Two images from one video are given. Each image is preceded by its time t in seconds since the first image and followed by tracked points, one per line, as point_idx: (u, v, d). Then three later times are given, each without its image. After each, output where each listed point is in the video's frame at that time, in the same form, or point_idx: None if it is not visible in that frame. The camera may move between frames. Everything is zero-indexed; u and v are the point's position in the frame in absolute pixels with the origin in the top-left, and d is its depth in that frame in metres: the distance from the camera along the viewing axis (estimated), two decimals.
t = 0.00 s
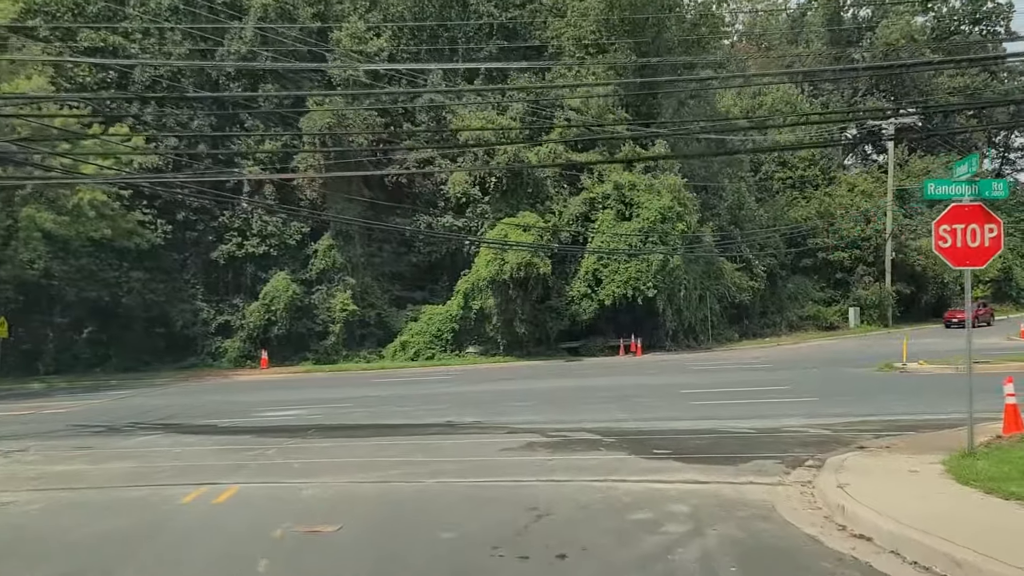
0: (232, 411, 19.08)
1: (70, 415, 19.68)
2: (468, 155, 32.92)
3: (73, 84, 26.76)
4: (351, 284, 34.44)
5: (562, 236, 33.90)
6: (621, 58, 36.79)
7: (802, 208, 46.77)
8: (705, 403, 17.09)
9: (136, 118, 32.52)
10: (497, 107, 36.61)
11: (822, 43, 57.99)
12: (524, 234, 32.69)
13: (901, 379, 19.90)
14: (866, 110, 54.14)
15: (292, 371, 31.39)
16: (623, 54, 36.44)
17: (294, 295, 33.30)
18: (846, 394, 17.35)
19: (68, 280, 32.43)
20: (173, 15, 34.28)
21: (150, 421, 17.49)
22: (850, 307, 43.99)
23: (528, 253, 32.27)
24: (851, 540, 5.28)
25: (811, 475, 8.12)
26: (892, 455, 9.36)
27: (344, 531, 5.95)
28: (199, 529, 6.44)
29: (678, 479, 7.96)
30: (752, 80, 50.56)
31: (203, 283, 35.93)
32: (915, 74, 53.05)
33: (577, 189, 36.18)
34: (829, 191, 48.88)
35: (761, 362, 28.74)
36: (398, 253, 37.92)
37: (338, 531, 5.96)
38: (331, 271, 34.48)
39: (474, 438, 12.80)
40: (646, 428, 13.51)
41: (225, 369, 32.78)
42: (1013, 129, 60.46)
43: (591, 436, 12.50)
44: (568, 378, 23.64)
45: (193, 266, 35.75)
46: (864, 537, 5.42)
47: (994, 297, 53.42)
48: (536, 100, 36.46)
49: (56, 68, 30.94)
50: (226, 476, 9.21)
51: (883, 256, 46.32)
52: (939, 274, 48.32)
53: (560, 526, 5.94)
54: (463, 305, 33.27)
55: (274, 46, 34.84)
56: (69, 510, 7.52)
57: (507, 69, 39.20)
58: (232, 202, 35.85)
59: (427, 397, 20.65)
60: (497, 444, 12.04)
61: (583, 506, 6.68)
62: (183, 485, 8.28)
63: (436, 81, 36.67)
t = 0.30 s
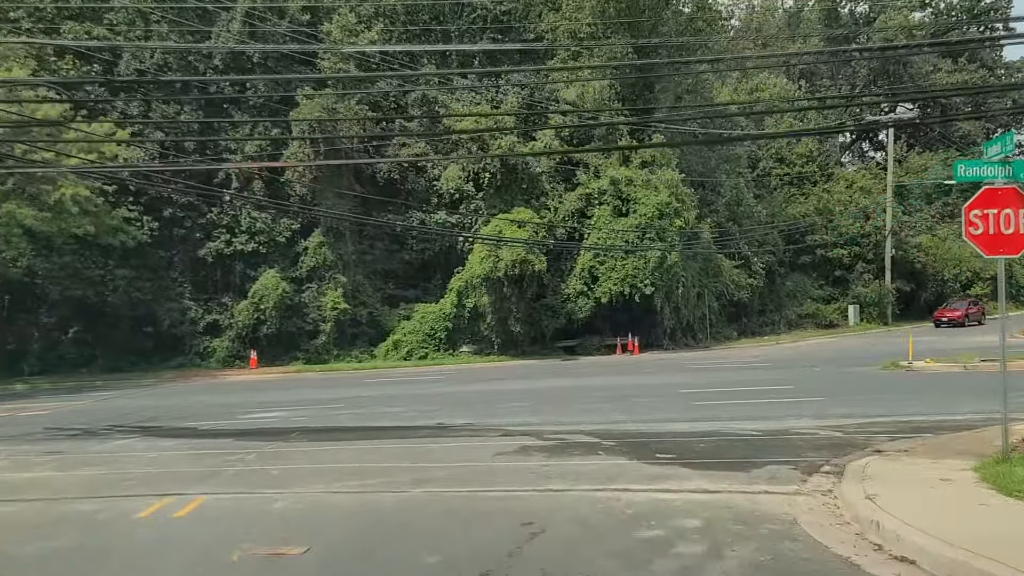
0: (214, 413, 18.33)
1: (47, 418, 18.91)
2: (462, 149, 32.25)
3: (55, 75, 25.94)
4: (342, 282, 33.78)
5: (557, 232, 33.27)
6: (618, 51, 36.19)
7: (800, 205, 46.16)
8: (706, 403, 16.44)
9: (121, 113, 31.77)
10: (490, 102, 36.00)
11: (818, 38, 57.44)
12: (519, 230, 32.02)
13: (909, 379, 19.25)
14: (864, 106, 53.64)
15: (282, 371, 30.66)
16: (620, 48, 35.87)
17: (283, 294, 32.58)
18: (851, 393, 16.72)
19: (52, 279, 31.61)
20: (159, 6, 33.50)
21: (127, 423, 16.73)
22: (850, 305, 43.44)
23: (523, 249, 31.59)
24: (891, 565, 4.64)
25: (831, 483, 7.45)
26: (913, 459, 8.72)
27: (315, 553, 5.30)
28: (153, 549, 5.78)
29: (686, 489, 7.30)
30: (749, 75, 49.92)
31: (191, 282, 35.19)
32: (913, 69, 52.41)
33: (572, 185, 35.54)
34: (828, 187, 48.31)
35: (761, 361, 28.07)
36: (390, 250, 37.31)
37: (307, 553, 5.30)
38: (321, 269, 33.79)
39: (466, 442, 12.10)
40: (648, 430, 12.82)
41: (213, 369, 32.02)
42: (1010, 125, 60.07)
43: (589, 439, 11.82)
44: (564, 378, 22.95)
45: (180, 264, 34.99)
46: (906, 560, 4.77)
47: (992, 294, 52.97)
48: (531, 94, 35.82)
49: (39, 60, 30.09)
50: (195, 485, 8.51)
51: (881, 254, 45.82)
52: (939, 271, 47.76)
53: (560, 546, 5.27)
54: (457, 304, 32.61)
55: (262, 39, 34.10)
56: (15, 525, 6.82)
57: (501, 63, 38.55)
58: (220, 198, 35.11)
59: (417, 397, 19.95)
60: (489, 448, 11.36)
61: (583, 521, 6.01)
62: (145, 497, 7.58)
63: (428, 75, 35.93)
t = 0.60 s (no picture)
0: (201, 415, 17.66)
1: (29, 420, 18.24)
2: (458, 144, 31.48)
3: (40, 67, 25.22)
4: (337, 280, 33.12)
5: (557, 229, 32.56)
6: (619, 45, 35.52)
7: (803, 202, 45.53)
8: (712, 405, 15.76)
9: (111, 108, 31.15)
10: (488, 97, 35.29)
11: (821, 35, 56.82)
12: (517, 227, 31.32)
13: (921, 379, 18.62)
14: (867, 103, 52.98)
15: (275, 372, 29.93)
16: (620, 42, 35.19)
17: (276, 293, 31.87)
18: (862, 395, 16.05)
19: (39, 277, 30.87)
20: None
21: (109, 426, 16.06)
22: (854, 304, 42.79)
23: (521, 247, 30.86)
24: None
25: (862, 494, 6.77)
26: (943, 467, 8.05)
27: None
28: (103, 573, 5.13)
29: (702, 502, 6.63)
30: (751, 71, 49.24)
31: (183, 281, 34.51)
32: (916, 65, 51.66)
33: (572, 181, 34.83)
34: (831, 184, 47.64)
35: (765, 360, 27.40)
36: (387, 249, 36.64)
37: None
38: (315, 267, 33.12)
39: (461, 446, 11.44)
40: (654, 433, 12.16)
41: (205, 369, 31.33)
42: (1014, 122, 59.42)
43: (591, 444, 11.15)
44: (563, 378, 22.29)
45: (172, 262, 34.31)
46: None
47: (996, 293, 52.30)
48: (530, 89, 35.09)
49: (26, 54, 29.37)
50: (166, 497, 7.85)
51: (886, 251, 45.15)
52: (943, 270, 47.07)
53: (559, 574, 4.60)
54: (454, 302, 31.93)
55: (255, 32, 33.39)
56: None
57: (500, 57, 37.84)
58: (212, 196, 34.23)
59: (412, 399, 19.28)
60: (484, 453, 10.68)
61: (588, 541, 5.31)
62: (106, 510, 6.91)
63: (424, 70, 35.31)
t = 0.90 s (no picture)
0: (184, 417, 16.91)
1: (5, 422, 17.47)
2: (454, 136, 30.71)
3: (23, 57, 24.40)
4: (331, 278, 32.43)
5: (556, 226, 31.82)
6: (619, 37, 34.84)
7: (806, 199, 44.84)
8: (719, 405, 15.03)
9: (99, 102, 30.40)
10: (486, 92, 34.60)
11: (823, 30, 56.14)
12: (515, 223, 30.59)
13: (934, 379, 17.93)
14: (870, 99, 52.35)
15: (267, 372, 29.17)
16: (620, 35, 34.56)
17: (268, 291, 31.13)
18: (875, 395, 15.35)
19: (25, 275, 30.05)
20: None
21: (86, 429, 15.29)
22: (857, 302, 42.12)
23: (519, 243, 30.12)
24: None
25: (898, 511, 6.06)
26: (982, 476, 7.33)
27: None
28: None
29: (721, 519, 5.91)
30: (753, 65, 48.53)
31: (174, 279, 33.75)
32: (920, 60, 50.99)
33: (571, 176, 34.14)
34: (834, 181, 46.96)
35: (769, 359, 26.70)
36: (382, 247, 35.98)
37: None
38: (309, 264, 32.41)
39: (454, 451, 10.71)
40: (660, 437, 11.45)
41: (195, 369, 30.57)
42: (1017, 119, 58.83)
43: (592, 447, 10.43)
44: (562, 378, 21.56)
45: (162, 260, 33.55)
46: None
47: (1000, 290, 51.67)
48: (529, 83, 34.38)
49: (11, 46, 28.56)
50: (126, 511, 7.11)
51: (890, 248, 44.45)
52: (948, 268, 46.44)
53: None
54: (451, 300, 31.23)
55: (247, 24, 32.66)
56: None
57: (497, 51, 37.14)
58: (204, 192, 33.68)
59: (405, 399, 18.54)
60: (479, 459, 9.94)
61: (595, 568, 4.62)
62: (54, 530, 6.17)
63: (420, 64, 34.60)
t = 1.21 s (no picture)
0: (162, 419, 16.15)
1: None
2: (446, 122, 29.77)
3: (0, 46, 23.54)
4: (321, 275, 31.70)
5: (551, 222, 31.11)
6: (615, 29, 34.15)
7: (805, 195, 44.21)
8: (723, 407, 14.34)
9: (83, 95, 29.58)
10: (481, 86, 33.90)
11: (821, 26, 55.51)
12: (510, 219, 29.87)
13: (945, 379, 17.24)
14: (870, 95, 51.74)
15: (255, 372, 28.40)
16: (616, 27, 33.91)
17: (257, 288, 30.38)
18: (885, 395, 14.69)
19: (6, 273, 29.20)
20: None
21: (57, 432, 14.50)
22: (857, 300, 41.53)
23: (514, 238, 29.39)
24: None
25: (940, 532, 5.39)
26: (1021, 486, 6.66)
27: None
28: None
29: (744, 542, 5.22)
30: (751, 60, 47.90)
31: (161, 277, 32.94)
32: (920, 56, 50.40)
33: (566, 172, 33.46)
34: (833, 177, 46.34)
35: (770, 359, 26.04)
36: (374, 244, 35.28)
37: None
38: (298, 262, 31.69)
39: (443, 456, 9.99)
40: (664, 440, 10.72)
41: (181, 370, 29.72)
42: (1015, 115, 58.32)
43: (591, 453, 9.72)
44: (558, 378, 20.85)
45: (149, 257, 32.74)
46: None
47: (1000, 289, 51.12)
48: (524, 76, 33.65)
49: None
50: (75, 532, 6.38)
51: (891, 246, 43.86)
52: (949, 265, 45.86)
53: None
54: (444, 299, 30.53)
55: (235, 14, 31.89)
56: None
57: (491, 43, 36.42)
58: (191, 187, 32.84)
59: (394, 401, 17.79)
60: (469, 465, 9.22)
61: None
62: None
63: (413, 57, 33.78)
